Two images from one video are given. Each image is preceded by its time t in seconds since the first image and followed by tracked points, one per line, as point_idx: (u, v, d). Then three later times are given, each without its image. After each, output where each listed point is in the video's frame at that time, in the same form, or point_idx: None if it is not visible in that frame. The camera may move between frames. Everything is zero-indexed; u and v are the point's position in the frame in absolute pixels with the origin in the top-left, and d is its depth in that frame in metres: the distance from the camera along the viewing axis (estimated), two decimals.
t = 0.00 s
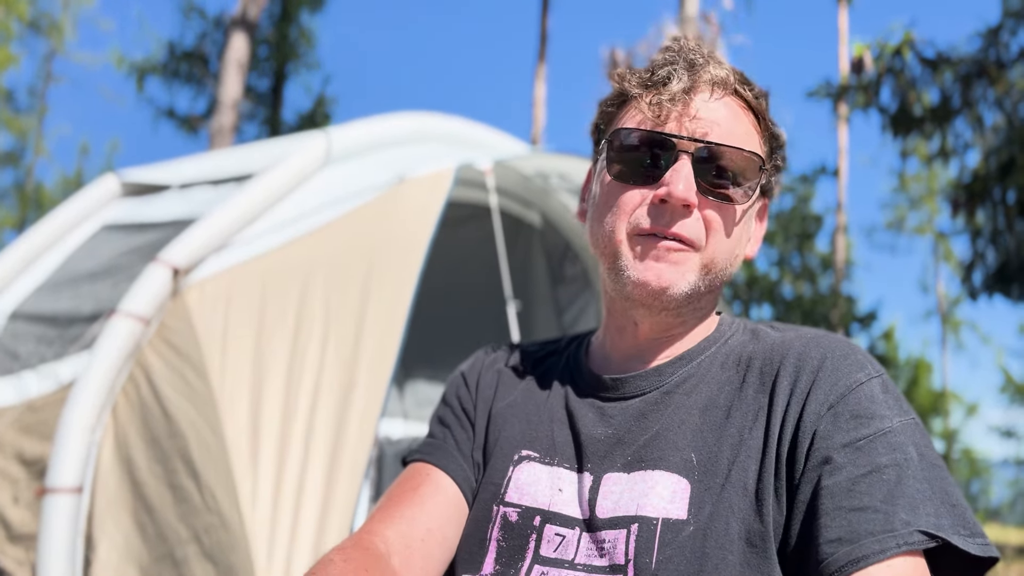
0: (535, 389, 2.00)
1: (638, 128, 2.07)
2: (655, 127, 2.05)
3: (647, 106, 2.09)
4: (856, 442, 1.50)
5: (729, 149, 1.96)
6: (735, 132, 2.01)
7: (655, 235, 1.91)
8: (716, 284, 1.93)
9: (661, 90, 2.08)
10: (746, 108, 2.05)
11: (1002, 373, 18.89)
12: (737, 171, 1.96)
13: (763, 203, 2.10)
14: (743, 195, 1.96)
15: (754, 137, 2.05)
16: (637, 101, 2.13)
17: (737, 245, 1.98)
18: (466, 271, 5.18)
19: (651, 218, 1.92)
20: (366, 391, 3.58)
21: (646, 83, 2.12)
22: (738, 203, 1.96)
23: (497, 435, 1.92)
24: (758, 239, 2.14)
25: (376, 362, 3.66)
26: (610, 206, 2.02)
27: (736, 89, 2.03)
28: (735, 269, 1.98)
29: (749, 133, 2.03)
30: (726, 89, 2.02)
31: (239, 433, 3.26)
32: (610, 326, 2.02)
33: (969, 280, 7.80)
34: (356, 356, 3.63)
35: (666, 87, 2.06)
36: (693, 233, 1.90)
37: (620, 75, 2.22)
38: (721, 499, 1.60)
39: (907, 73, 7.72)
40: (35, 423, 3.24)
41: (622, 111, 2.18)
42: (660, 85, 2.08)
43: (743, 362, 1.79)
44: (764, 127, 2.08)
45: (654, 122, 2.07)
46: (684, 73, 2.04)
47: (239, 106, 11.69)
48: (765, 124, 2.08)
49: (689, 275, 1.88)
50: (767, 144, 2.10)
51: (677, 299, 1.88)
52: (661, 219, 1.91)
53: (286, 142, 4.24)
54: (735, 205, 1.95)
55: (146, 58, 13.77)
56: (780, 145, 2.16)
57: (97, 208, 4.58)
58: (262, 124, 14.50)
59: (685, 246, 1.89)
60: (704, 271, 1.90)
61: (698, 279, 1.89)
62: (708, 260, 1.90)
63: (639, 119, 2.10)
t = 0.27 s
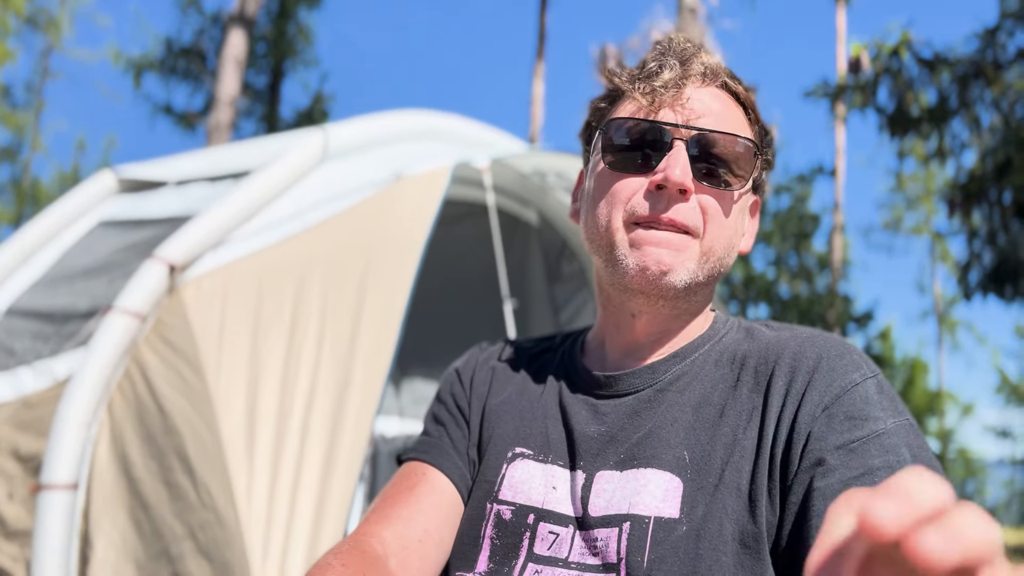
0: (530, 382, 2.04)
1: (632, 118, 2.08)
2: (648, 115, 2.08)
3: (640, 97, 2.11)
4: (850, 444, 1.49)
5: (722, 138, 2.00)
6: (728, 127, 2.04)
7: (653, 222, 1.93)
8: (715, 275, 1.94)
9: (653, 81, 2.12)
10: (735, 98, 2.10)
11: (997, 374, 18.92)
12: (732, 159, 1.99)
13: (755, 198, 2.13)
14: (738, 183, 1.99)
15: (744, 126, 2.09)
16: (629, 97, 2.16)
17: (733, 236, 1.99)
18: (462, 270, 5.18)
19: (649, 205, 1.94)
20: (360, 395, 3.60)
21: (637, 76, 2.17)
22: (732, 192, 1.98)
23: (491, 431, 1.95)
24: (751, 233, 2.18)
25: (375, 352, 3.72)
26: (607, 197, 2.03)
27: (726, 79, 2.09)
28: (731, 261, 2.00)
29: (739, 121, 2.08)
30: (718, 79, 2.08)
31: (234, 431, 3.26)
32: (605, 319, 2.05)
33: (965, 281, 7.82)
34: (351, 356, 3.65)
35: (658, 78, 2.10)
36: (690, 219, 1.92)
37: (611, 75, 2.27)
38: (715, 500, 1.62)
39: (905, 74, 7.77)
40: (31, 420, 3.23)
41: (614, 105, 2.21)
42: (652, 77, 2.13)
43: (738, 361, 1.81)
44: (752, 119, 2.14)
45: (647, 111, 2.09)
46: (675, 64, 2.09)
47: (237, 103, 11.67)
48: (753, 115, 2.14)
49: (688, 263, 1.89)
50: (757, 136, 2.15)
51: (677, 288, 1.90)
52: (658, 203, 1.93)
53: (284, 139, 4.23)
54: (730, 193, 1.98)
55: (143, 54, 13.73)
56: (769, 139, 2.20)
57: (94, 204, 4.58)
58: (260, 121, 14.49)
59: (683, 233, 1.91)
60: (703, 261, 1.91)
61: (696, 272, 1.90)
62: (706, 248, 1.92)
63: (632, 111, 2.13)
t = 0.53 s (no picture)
0: (520, 385, 2.06)
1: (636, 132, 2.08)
2: (656, 128, 2.08)
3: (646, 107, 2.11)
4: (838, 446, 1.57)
5: (729, 154, 2.00)
6: (734, 137, 2.06)
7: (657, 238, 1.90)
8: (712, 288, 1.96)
9: (661, 92, 2.12)
10: (743, 112, 2.12)
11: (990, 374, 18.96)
12: (737, 175, 2.00)
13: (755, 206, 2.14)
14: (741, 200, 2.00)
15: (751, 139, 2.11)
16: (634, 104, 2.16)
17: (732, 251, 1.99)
18: (457, 268, 5.17)
19: (654, 224, 1.92)
20: (354, 394, 3.62)
21: (643, 84, 2.16)
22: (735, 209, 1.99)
23: (484, 432, 1.98)
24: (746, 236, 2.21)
25: (368, 352, 3.73)
26: (610, 210, 2.01)
27: (735, 92, 2.10)
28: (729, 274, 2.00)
29: (747, 135, 2.10)
30: (727, 92, 2.10)
31: (228, 427, 3.25)
32: (599, 317, 2.07)
33: (958, 281, 7.83)
34: (345, 354, 3.67)
35: (668, 90, 2.10)
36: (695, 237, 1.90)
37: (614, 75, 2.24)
38: (706, 499, 1.69)
39: (900, 76, 7.78)
40: (24, 415, 3.22)
41: (618, 111, 2.20)
42: (660, 87, 2.13)
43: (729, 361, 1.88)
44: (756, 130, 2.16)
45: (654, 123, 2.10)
46: (685, 77, 2.10)
47: (231, 98, 11.63)
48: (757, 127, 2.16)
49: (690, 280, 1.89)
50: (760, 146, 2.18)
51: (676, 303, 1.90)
52: (663, 223, 1.91)
53: (280, 135, 4.23)
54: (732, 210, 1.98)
55: (138, 49, 13.68)
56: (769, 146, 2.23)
57: (87, 198, 4.56)
58: (255, 117, 14.46)
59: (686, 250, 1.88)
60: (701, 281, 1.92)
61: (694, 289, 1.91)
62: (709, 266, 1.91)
63: (638, 123, 2.12)
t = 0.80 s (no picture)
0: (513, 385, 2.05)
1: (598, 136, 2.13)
2: (613, 128, 2.12)
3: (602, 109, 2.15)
4: (839, 439, 1.57)
5: (687, 144, 2.02)
6: (691, 129, 2.06)
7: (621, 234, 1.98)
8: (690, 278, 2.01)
9: (615, 91, 2.15)
10: (706, 96, 2.10)
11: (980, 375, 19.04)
12: (699, 164, 2.02)
13: (741, 185, 2.17)
14: (708, 187, 2.02)
15: (716, 124, 2.10)
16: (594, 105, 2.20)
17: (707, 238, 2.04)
18: (451, 264, 5.17)
19: (617, 221, 1.99)
20: (346, 389, 3.60)
21: (602, 84, 2.20)
22: (702, 197, 2.01)
23: (478, 431, 1.99)
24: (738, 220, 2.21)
25: (361, 351, 3.70)
26: (579, 210, 2.09)
27: (690, 78, 2.09)
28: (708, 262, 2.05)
29: (710, 121, 2.08)
30: (680, 79, 2.09)
31: (219, 422, 3.25)
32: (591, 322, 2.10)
33: (950, 282, 7.85)
34: (337, 348, 3.66)
35: (620, 88, 2.13)
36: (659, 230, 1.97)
37: (576, 79, 2.29)
38: (703, 493, 1.68)
39: (893, 77, 7.77)
40: (14, 408, 3.19)
41: (582, 113, 2.25)
42: (615, 85, 2.16)
43: (727, 356, 1.87)
44: (729, 111, 2.13)
45: (611, 123, 2.14)
46: (635, 72, 2.12)
47: (225, 93, 11.60)
48: (730, 107, 2.13)
49: (659, 271, 1.95)
50: (735, 128, 2.15)
51: (647, 296, 1.96)
52: (625, 221, 1.98)
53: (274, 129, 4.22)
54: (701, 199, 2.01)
55: (131, 43, 13.63)
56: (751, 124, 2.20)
57: (79, 192, 4.54)
58: (248, 111, 14.43)
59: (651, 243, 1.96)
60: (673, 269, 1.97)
61: (667, 277, 1.96)
62: (678, 255, 1.97)
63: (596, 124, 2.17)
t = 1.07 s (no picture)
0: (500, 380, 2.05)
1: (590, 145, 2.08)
2: (607, 142, 2.06)
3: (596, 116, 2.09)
4: (821, 434, 1.58)
5: (682, 166, 1.98)
6: (687, 142, 2.01)
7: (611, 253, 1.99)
8: (679, 285, 2.00)
9: (609, 97, 2.08)
10: (704, 104, 2.04)
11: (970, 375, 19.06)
12: (693, 184, 1.98)
13: (729, 184, 2.16)
14: (700, 208, 1.99)
15: (712, 134, 2.05)
16: (586, 112, 2.13)
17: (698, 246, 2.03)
18: (443, 259, 5.15)
19: (607, 238, 1.99)
20: (335, 380, 3.62)
21: (596, 87, 2.11)
22: (694, 216, 1.99)
23: (462, 425, 1.98)
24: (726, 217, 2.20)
25: (351, 343, 3.71)
26: (567, 217, 2.08)
27: (688, 87, 2.03)
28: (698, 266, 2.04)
29: (706, 132, 2.03)
30: (677, 88, 2.02)
31: (208, 415, 3.23)
32: (572, 313, 2.10)
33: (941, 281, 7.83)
34: (327, 343, 3.65)
35: (615, 99, 2.05)
36: (650, 248, 1.97)
37: (566, 76, 2.21)
38: (685, 488, 1.68)
39: (886, 74, 7.78)
40: None
41: (573, 116, 2.17)
42: (610, 94, 2.07)
43: (711, 349, 1.87)
44: (725, 117, 2.08)
45: (605, 136, 2.07)
46: (632, 83, 2.03)
47: (218, 86, 11.54)
48: (726, 113, 2.08)
49: (647, 288, 1.96)
50: (730, 133, 2.11)
51: (634, 310, 1.97)
52: (614, 239, 1.98)
53: (264, 122, 4.20)
54: (694, 218, 1.99)
55: (123, 34, 13.56)
56: (745, 125, 2.15)
57: (68, 184, 4.51)
58: (241, 105, 14.38)
59: (641, 263, 1.98)
60: (660, 283, 1.97)
61: (654, 289, 1.97)
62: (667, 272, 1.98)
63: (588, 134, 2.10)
